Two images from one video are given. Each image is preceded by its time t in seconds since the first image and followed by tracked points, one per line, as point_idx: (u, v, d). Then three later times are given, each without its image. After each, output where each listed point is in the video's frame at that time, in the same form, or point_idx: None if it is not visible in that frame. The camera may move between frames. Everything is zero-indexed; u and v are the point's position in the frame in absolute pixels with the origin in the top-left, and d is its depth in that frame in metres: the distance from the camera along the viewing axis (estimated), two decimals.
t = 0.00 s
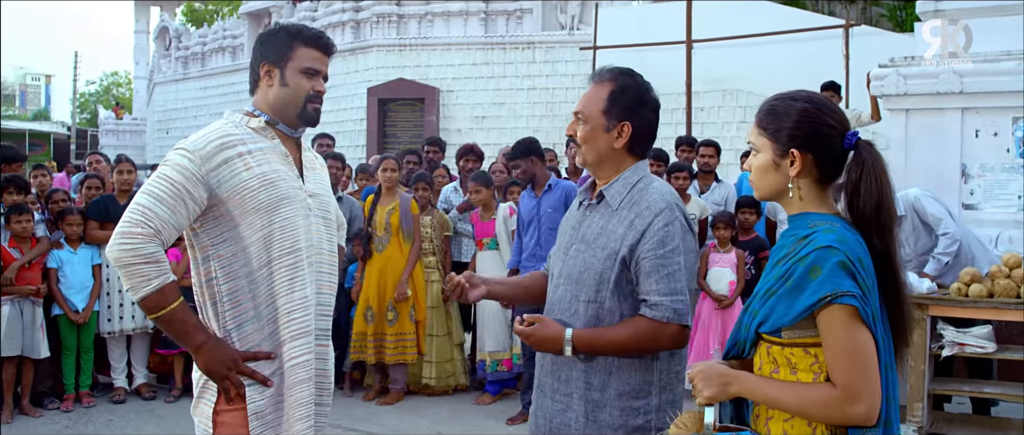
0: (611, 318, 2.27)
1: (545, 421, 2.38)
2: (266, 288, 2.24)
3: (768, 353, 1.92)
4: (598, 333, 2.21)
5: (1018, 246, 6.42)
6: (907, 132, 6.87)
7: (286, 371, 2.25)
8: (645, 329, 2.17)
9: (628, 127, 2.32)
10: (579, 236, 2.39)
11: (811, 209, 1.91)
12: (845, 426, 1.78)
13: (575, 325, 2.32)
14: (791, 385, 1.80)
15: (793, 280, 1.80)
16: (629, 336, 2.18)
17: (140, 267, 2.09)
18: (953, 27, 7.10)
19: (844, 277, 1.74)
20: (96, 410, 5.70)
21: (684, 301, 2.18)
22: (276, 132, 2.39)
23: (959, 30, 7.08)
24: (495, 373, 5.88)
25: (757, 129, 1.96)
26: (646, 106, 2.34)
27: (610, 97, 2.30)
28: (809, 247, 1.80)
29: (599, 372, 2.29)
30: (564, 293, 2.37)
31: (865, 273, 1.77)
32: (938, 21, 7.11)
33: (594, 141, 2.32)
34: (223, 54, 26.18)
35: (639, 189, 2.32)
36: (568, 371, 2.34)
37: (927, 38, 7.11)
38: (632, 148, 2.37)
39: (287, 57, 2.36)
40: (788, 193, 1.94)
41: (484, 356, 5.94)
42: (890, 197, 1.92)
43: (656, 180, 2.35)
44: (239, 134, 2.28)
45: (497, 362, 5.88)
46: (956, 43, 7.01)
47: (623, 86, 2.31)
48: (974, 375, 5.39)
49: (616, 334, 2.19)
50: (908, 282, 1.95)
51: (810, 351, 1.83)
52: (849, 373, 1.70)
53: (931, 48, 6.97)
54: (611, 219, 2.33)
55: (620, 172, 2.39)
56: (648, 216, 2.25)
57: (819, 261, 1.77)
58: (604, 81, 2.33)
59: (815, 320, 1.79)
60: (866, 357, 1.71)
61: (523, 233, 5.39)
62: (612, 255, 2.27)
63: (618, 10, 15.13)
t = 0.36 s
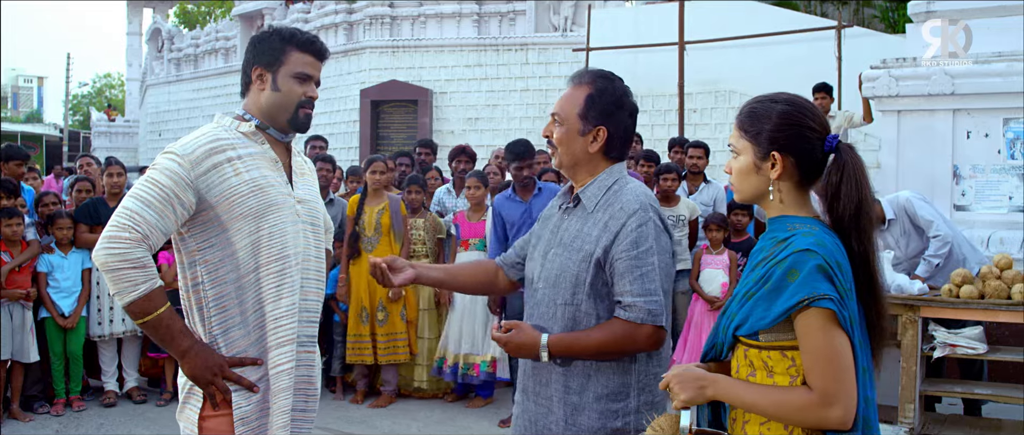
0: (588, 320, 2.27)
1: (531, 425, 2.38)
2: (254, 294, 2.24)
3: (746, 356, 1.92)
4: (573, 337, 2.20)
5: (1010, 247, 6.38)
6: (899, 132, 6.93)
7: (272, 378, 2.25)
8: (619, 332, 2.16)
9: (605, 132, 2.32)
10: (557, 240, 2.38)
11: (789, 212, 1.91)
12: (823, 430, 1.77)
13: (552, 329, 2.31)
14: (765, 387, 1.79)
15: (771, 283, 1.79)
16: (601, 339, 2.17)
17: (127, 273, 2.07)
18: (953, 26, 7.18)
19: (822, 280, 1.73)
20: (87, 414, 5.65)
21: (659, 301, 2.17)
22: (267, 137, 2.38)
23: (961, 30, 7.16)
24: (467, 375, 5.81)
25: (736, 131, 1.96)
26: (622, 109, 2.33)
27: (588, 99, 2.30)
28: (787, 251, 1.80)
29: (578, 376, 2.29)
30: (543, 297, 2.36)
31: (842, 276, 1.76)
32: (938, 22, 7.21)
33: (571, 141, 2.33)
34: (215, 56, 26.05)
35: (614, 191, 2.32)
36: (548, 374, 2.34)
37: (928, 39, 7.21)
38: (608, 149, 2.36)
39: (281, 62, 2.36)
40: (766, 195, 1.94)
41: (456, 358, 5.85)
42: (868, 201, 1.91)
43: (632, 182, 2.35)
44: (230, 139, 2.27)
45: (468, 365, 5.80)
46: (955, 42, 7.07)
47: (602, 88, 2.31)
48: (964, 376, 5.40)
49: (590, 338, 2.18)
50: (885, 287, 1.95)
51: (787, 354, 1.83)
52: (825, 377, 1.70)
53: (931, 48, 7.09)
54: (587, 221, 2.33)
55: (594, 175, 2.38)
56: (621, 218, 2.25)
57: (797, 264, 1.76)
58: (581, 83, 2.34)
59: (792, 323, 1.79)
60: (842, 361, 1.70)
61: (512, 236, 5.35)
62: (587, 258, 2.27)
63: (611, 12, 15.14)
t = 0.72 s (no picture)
0: (584, 322, 2.26)
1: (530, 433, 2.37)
2: (249, 295, 2.24)
3: (729, 357, 1.93)
4: (574, 334, 2.20)
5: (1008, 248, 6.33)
6: (898, 133, 6.97)
7: (267, 379, 2.24)
8: (620, 331, 2.15)
9: (595, 129, 2.31)
10: (551, 242, 2.38)
11: (775, 212, 1.91)
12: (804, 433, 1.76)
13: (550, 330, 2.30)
14: (748, 390, 1.79)
15: (756, 284, 1.79)
16: (602, 338, 2.16)
17: (120, 273, 2.07)
18: (953, 26, 7.23)
19: (807, 282, 1.73)
20: (83, 414, 5.63)
21: (659, 300, 2.16)
22: (263, 137, 2.37)
23: (961, 29, 7.22)
24: (455, 376, 5.79)
25: (724, 131, 1.96)
26: (614, 109, 2.33)
27: (579, 97, 2.29)
28: (773, 251, 1.79)
29: (576, 380, 2.28)
30: (540, 300, 2.36)
31: (828, 278, 1.76)
32: (938, 22, 7.26)
33: (560, 140, 2.32)
34: (213, 56, 25.97)
35: (607, 191, 2.32)
36: (546, 380, 2.34)
37: (928, 39, 7.29)
38: (598, 150, 2.35)
39: (278, 62, 2.35)
40: (755, 195, 1.93)
41: (446, 357, 5.84)
42: (857, 202, 1.91)
43: (625, 181, 2.34)
44: (225, 139, 2.27)
45: (457, 366, 5.79)
46: (955, 43, 7.14)
47: (594, 86, 2.31)
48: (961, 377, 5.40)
49: (590, 336, 2.17)
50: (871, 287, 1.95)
51: (770, 356, 1.83)
52: (807, 379, 1.69)
53: (931, 48, 7.17)
54: (580, 222, 2.33)
55: (587, 174, 2.38)
56: (615, 217, 2.24)
57: (783, 265, 1.76)
58: (574, 81, 2.33)
59: (776, 325, 1.79)
60: (827, 364, 1.69)
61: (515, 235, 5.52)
62: (581, 259, 2.26)
63: (609, 12, 15.13)
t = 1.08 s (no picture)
0: (593, 322, 2.27)
1: None
2: (252, 291, 2.24)
3: (729, 358, 1.93)
4: (583, 334, 2.21)
5: (1013, 247, 6.30)
6: (903, 132, 6.94)
7: (272, 376, 2.25)
8: (629, 329, 2.15)
9: (600, 126, 2.31)
10: (558, 241, 2.38)
11: (778, 210, 1.90)
12: None
13: (559, 330, 2.31)
14: (747, 392, 1.79)
15: (758, 284, 1.78)
16: (610, 337, 2.17)
17: (124, 270, 2.07)
18: (953, 26, 7.22)
19: (811, 282, 1.72)
20: (88, 410, 5.65)
21: (666, 298, 2.16)
22: (267, 133, 2.38)
23: (961, 29, 7.20)
24: (462, 373, 5.82)
25: (725, 127, 1.95)
26: (620, 105, 2.32)
27: (585, 94, 2.29)
28: (775, 251, 1.79)
29: (585, 380, 2.28)
30: (548, 301, 2.36)
31: (830, 278, 1.76)
32: (938, 22, 7.25)
33: (565, 136, 2.32)
34: (219, 53, 25.95)
35: (612, 187, 2.31)
36: (554, 380, 2.34)
37: (928, 38, 7.27)
38: (604, 147, 2.35)
39: (282, 58, 2.35)
40: (757, 192, 1.93)
41: (450, 355, 5.87)
42: (860, 200, 1.91)
43: (630, 177, 2.33)
44: (228, 135, 2.27)
45: (463, 362, 5.81)
46: (955, 42, 7.11)
47: (599, 83, 2.30)
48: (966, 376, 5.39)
49: (597, 336, 2.18)
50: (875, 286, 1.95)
51: (772, 357, 1.83)
52: (809, 381, 1.69)
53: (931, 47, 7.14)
54: (587, 220, 2.32)
55: (593, 171, 2.38)
56: (621, 215, 2.23)
57: (785, 265, 1.75)
58: (580, 77, 2.33)
59: (778, 326, 1.78)
60: (829, 365, 1.69)
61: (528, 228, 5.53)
62: (588, 258, 2.26)
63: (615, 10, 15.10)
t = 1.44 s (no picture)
0: (596, 325, 2.27)
1: None
2: (249, 294, 2.24)
3: (720, 365, 1.94)
4: (586, 337, 2.21)
5: (1011, 246, 6.37)
6: (900, 131, 6.89)
7: (269, 379, 2.24)
8: (631, 332, 2.15)
9: (603, 127, 2.30)
10: (560, 243, 2.38)
11: (771, 212, 1.91)
12: None
13: (561, 333, 2.31)
14: (738, 400, 1.80)
15: (748, 289, 1.79)
16: (612, 340, 2.17)
17: (119, 274, 2.07)
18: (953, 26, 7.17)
19: (801, 286, 1.72)
20: (86, 413, 5.64)
21: (667, 299, 2.15)
22: (263, 136, 2.37)
23: (961, 29, 7.16)
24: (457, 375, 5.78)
25: (718, 126, 1.95)
26: (623, 106, 2.32)
27: (586, 94, 2.28)
28: (766, 255, 1.79)
29: (591, 383, 2.28)
30: (549, 304, 2.36)
31: (822, 282, 1.76)
32: (938, 22, 7.21)
33: (566, 137, 2.32)
34: (216, 55, 25.88)
35: (614, 189, 2.31)
36: (560, 383, 2.33)
37: (928, 39, 7.22)
38: (606, 148, 2.35)
39: (277, 60, 2.35)
40: (750, 194, 1.93)
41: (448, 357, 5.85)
42: (855, 202, 1.90)
43: (632, 178, 2.33)
44: (223, 138, 2.27)
45: (458, 365, 5.78)
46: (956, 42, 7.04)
47: (600, 83, 2.30)
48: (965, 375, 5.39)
49: (601, 338, 2.19)
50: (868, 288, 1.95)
51: (763, 365, 1.84)
52: (799, 388, 1.68)
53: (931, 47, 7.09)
54: (588, 222, 2.32)
55: (596, 172, 2.37)
56: (621, 216, 2.24)
57: (776, 269, 1.76)
58: (583, 78, 2.33)
59: (769, 331, 1.79)
60: (820, 371, 1.69)
61: (523, 228, 5.69)
62: (589, 260, 2.26)
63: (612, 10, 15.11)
